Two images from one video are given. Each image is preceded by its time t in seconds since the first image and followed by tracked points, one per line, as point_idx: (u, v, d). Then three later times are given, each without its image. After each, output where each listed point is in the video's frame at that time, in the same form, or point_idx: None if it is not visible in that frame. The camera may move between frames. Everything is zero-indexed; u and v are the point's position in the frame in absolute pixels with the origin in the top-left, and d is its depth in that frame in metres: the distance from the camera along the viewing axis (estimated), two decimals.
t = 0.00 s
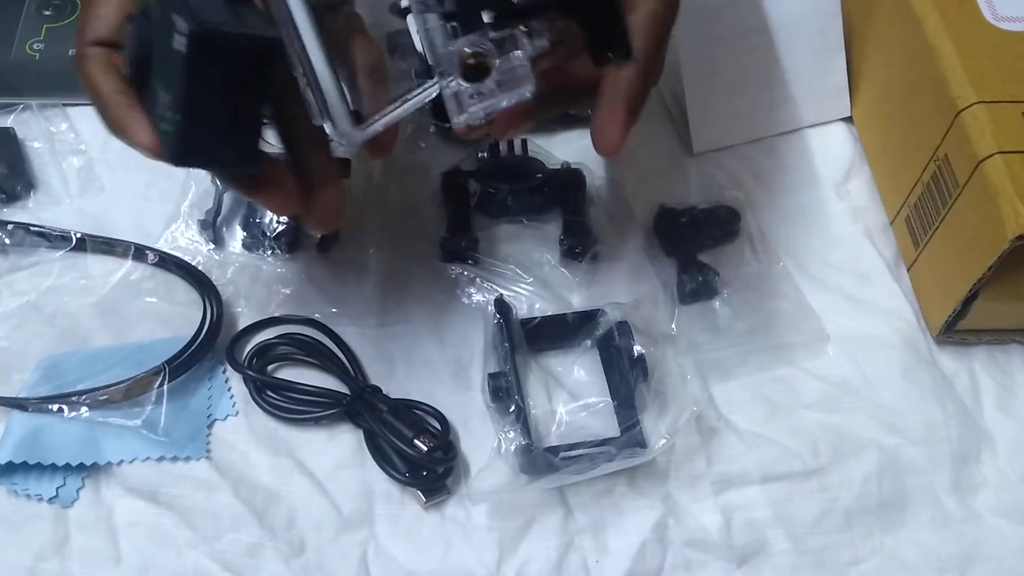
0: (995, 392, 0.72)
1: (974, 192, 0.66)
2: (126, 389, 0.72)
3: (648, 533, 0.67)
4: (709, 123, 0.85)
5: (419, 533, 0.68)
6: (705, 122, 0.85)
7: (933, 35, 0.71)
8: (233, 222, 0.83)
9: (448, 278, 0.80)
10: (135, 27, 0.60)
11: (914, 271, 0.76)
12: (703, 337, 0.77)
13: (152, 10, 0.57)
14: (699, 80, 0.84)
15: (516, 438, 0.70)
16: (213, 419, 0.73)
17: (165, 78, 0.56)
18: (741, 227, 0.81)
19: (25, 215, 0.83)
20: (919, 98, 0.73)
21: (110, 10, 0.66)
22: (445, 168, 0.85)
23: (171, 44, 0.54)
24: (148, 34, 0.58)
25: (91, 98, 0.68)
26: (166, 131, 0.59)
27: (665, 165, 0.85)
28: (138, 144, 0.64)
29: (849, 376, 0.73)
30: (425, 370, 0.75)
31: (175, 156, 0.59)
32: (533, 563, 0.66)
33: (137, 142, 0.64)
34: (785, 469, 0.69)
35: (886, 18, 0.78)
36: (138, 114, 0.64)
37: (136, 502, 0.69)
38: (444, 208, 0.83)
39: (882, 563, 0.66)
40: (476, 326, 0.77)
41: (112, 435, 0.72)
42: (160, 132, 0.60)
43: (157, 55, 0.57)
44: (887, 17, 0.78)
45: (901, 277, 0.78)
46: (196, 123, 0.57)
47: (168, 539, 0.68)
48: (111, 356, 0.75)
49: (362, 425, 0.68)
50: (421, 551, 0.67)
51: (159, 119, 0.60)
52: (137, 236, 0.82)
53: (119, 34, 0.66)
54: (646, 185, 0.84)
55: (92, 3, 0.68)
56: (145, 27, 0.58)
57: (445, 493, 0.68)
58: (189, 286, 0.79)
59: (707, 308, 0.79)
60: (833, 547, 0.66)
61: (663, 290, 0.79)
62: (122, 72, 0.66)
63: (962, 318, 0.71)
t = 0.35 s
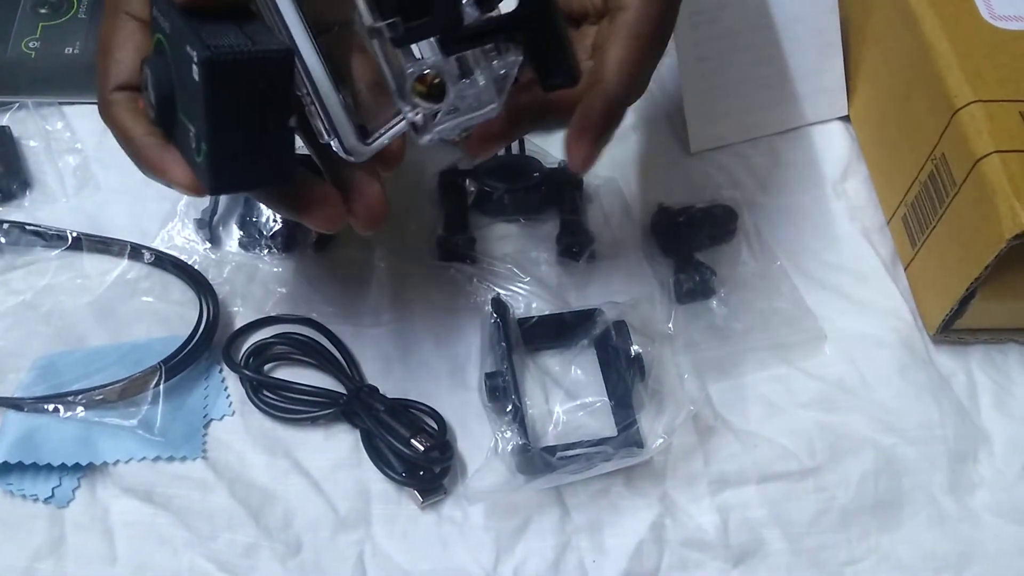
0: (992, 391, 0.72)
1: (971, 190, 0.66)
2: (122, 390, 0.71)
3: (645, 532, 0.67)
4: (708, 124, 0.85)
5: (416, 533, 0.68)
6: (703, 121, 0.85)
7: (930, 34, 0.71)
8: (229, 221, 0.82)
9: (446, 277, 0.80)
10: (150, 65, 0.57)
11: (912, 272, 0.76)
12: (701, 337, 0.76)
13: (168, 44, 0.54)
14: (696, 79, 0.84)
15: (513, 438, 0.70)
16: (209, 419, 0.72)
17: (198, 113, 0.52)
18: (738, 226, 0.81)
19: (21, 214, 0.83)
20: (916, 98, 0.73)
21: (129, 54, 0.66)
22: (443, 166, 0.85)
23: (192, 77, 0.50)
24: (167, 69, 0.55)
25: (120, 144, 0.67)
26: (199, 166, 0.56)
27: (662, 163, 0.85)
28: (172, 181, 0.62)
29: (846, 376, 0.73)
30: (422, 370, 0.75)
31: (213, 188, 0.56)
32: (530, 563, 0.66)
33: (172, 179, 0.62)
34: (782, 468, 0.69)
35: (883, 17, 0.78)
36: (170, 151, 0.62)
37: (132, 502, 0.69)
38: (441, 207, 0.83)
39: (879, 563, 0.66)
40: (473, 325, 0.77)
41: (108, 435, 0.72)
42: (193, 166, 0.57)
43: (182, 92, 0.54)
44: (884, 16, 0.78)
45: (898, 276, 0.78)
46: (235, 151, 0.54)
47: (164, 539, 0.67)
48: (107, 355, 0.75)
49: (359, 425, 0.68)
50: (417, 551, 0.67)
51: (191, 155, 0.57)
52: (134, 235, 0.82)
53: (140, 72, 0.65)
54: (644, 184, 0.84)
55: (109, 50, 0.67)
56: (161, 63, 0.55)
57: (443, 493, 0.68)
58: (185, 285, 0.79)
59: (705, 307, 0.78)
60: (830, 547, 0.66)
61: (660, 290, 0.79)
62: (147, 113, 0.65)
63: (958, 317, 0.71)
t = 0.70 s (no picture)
0: (990, 389, 0.72)
1: (971, 188, 0.66)
2: (121, 387, 0.71)
3: (644, 530, 0.67)
4: (707, 122, 0.85)
5: (416, 531, 0.68)
6: (702, 120, 0.85)
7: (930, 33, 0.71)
8: (228, 219, 0.82)
9: (444, 275, 0.80)
10: (191, 64, 0.54)
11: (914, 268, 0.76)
12: (701, 335, 0.76)
13: (210, 35, 0.50)
14: (695, 77, 0.84)
15: (512, 436, 0.70)
16: (208, 417, 0.72)
17: (250, 101, 0.49)
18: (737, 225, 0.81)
19: (20, 212, 0.83)
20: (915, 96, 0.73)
21: (159, 56, 0.63)
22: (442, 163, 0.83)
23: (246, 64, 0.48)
24: (211, 63, 0.51)
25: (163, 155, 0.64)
26: (256, 155, 0.52)
27: (661, 162, 0.85)
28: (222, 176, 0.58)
29: (845, 373, 0.73)
30: (421, 368, 0.75)
31: (277, 176, 0.53)
32: (529, 561, 0.66)
33: (222, 175, 0.58)
34: (781, 466, 0.69)
35: (881, 17, 0.78)
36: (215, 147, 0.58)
37: (131, 500, 0.69)
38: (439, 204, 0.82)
39: (879, 561, 0.66)
40: (472, 323, 0.77)
41: (107, 433, 0.71)
42: (248, 158, 0.53)
43: (229, 83, 0.51)
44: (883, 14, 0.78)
45: (897, 275, 0.78)
46: (298, 133, 0.51)
47: (164, 537, 0.67)
48: (106, 353, 0.75)
49: (358, 423, 0.68)
50: (417, 549, 0.67)
51: (247, 147, 0.53)
52: (132, 233, 0.82)
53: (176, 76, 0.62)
54: (643, 182, 0.84)
55: (134, 59, 0.65)
56: (204, 58, 0.52)
57: (442, 491, 0.68)
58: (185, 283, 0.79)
59: (703, 306, 0.78)
60: (828, 545, 0.66)
61: (659, 288, 0.79)
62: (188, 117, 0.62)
63: (957, 316, 0.71)
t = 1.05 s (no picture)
0: (987, 386, 0.72)
1: (969, 184, 0.66)
2: (116, 383, 0.71)
3: (641, 527, 0.67)
4: (704, 118, 0.84)
5: (412, 528, 0.68)
6: (699, 116, 0.84)
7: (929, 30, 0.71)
8: (224, 215, 0.82)
9: (439, 271, 0.80)
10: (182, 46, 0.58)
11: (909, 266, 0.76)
12: (699, 331, 0.76)
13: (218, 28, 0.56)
14: (694, 70, 0.83)
15: (509, 432, 0.69)
16: (204, 414, 0.72)
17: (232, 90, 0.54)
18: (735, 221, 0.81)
19: (15, 207, 0.83)
20: (912, 94, 0.73)
21: (147, 39, 0.65)
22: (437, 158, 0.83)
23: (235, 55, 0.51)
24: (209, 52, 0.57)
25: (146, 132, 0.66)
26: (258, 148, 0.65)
27: (660, 158, 0.85)
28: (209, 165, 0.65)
29: (843, 370, 0.73)
30: (417, 364, 0.74)
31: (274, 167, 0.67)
32: (526, 558, 0.66)
33: (206, 161, 0.64)
34: (778, 463, 0.69)
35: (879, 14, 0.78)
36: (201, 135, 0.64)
37: (127, 497, 0.69)
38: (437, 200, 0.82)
39: (875, 558, 0.66)
40: (469, 319, 0.77)
41: (103, 429, 0.71)
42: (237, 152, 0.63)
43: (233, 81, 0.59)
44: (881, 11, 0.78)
45: (895, 271, 0.78)
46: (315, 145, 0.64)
47: (160, 533, 0.67)
48: (102, 350, 0.75)
49: (354, 419, 0.68)
50: (413, 546, 0.67)
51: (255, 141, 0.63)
52: (129, 228, 0.82)
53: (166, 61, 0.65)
54: (640, 177, 0.84)
55: (125, 37, 0.66)
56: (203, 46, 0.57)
57: (438, 487, 0.68)
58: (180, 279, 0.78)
59: (701, 302, 0.78)
60: (825, 542, 0.66)
61: (656, 284, 0.79)
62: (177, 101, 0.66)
63: (954, 312, 0.71)
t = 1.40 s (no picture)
0: (989, 387, 0.72)
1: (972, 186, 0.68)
2: (120, 384, 0.71)
3: (643, 528, 0.67)
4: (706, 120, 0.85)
5: (415, 528, 0.68)
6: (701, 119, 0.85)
7: None
8: (228, 217, 0.82)
9: (443, 273, 0.80)
10: (120, 31, 0.58)
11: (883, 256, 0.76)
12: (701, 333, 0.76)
13: (154, 10, 0.57)
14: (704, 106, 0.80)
15: (512, 434, 0.70)
16: (208, 414, 0.72)
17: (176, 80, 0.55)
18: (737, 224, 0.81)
19: (20, 209, 0.83)
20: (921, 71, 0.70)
21: (49, 17, 0.64)
22: (442, 163, 0.86)
23: (201, 51, 0.54)
24: (142, 30, 0.57)
25: (38, 113, 0.65)
26: (177, 141, 0.56)
27: (662, 160, 0.85)
28: (110, 145, 0.60)
29: (845, 372, 0.73)
30: (420, 365, 0.75)
31: (188, 168, 0.56)
32: (527, 559, 0.66)
33: (111, 146, 0.60)
34: (781, 464, 0.69)
35: None
36: (102, 118, 0.61)
37: (130, 497, 0.69)
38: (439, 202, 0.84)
39: (878, 560, 0.66)
40: (472, 320, 0.77)
41: (106, 430, 0.72)
42: (151, 142, 0.57)
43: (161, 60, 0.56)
44: None
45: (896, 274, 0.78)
46: (220, 142, 0.57)
47: (163, 534, 0.68)
48: (106, 351, 0.75)
49: (357, 421, 0.68)
50: (415, 546, 0.67)
51: (155, 129, 0.57)
52: (132, 230, 0.82)
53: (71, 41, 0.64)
54: (643, 179, 0.84)
55: (30, 19, 0.65)
56: (133, 26, 0.57)
57: (440, 488, 0.68)
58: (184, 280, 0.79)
59: (704, 304, 0.78)
60: (827, 543, 0.66)
61: (658, 285, 0.79)
62: (80, 87, 0.63)
63: (957, 314, 0.72)
